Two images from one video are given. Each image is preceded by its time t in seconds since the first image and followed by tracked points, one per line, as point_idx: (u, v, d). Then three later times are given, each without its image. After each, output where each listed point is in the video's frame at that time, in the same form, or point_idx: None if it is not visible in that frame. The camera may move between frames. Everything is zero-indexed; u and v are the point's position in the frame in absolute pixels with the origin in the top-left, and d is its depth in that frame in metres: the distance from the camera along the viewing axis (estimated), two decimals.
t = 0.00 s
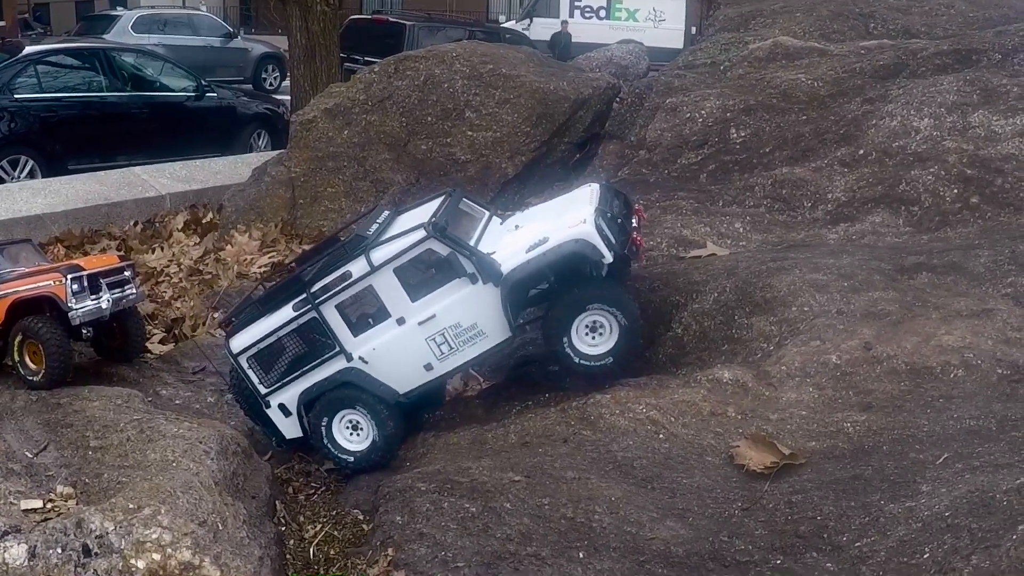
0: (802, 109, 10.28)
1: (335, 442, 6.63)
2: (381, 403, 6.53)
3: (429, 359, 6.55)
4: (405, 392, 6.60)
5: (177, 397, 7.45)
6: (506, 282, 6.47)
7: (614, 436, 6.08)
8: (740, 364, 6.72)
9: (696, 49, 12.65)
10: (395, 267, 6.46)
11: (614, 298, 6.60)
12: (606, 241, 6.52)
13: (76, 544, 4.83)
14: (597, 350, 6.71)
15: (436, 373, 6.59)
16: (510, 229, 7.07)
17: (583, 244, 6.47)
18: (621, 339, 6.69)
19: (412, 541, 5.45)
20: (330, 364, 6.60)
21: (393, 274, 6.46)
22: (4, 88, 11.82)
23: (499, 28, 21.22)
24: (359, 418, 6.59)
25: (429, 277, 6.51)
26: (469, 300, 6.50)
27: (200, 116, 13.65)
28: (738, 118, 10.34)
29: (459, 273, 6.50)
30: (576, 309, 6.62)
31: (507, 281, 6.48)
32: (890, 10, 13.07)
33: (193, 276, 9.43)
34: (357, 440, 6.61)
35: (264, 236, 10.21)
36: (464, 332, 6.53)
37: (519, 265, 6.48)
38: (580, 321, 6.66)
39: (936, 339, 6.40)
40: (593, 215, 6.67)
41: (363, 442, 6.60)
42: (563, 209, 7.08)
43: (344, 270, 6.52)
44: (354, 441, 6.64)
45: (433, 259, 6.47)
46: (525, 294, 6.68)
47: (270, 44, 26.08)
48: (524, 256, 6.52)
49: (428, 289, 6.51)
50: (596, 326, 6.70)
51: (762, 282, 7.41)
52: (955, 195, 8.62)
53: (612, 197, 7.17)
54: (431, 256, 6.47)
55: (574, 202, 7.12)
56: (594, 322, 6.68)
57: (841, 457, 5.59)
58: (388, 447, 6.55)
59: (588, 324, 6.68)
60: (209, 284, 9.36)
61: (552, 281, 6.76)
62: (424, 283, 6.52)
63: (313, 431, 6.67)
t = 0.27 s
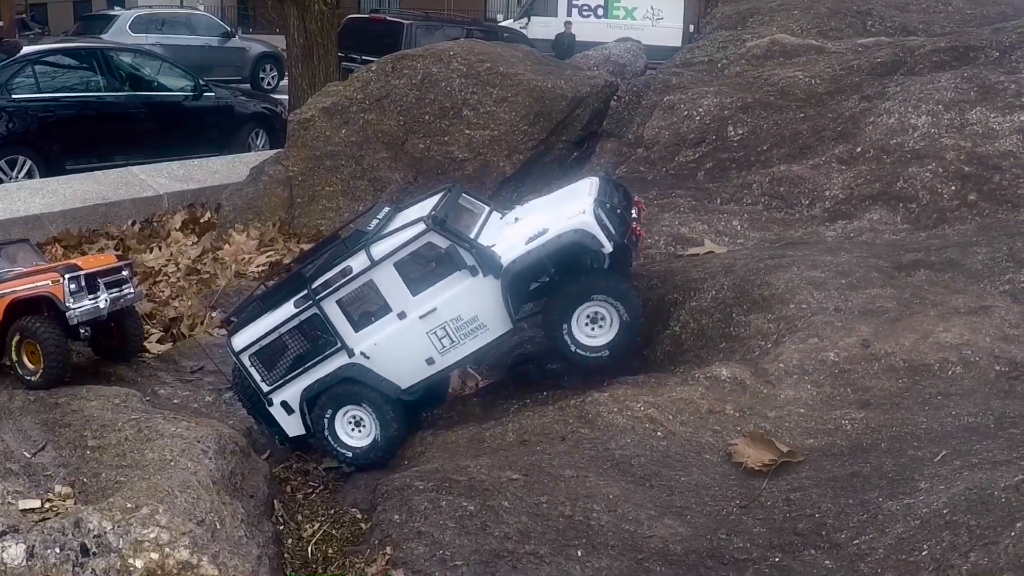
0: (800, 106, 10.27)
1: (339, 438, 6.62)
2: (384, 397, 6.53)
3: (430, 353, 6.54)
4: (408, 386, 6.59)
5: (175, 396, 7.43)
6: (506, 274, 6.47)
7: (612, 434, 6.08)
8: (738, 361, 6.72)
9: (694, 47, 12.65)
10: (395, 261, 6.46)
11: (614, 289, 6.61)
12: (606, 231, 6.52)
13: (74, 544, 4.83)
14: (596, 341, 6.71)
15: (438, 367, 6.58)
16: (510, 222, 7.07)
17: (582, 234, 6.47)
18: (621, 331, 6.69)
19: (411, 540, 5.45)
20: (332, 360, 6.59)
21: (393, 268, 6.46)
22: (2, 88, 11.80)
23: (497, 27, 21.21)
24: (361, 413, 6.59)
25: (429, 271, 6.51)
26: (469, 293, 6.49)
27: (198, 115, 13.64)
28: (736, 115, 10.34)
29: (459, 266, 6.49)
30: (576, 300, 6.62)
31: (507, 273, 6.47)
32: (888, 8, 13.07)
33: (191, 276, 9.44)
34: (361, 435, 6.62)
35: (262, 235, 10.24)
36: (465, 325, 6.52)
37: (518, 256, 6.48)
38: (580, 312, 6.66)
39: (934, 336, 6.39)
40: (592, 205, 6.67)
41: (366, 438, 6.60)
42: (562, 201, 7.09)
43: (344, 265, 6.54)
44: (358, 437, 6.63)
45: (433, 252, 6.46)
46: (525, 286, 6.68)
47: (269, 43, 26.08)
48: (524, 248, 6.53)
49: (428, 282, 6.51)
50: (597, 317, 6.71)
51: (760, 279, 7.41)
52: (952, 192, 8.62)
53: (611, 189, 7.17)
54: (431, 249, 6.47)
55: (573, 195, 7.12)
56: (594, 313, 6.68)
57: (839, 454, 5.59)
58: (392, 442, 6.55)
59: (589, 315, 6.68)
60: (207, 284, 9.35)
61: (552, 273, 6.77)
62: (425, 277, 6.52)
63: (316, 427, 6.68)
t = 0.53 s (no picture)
0: (797, 103, 10.27)
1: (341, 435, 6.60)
2: (386, 392, 6.52)
3: (432, 347, 6.54)
4: (410, 381, 6.58)
5: (173, 395, 7.41)
6: (506, 266, 6.49)
7: (610, 433, 6.07)
8: (736, 359, 6.71)
9: (691, 45, 12.65)
10: (395, 256, 6.49)
11: (614, 279, 6.63)
12: (606, 222, 6.56)
13: (72, 544, 4.83)
14: (597, 331, 6.75)
15: (439, 361, 6.57)
16: (510, 216, 7.10)
17: (582, 224, 6.50)
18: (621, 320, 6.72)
19: (409, 539, 5.45)
20: (333, 357, 6.58)
21: (393, 263, 6.48)
22: None
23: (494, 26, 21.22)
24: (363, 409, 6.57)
25: (429, 265, 6.53)
26: (470, 286, 6.51)
27: (196, 115, 13.63)
28: (732, 113, 10.33)
29: (459, 259, 6.51)
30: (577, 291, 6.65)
31: (507, 265, 6.50)
32: (884, 5, 13.07)
33: (189, 275, 9.43)
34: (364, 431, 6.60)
35: (259, 235, 10.31)
36: (466, 319, 6.53)
37: (519, 247, 6.52)
38: (580, 302, 6.70)
39: (932, 333, 6.38)
40: (591, 196, 6.71)
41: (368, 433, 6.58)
42: (561, 194, 7.12)
43: (345, 261, 6.56)
44: (361, 433, 6.61)
45: (434, 246, 6.50)
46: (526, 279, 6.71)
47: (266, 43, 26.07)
48: (523, 239, 6.56)
49: (429, 276, 6.53)
50: (597, 307, 6.74)
51: (756, 277, 7.42)
52: (949, 189, 8.62)
53: (611, 181, 7.20)
54: (431, 242, 6.50)
55: (572, 187, 7.16)
56: (594, 303, 6.72)
57: (837, 451, 5.59)
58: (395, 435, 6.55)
59: (589, 305, 6.71)
60: (205, 283, 9.34)
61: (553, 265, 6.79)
62: (425, 271, 6.54)
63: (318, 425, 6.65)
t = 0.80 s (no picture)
0: (793, 100, 10.26)
1: (344, 430, 6.62)
2: (387, 386, 6.56)
3: (433, 340, 6.60)
4: (412, 374, 6.64)
5: (170, 394, 7.41)
6: (506, 258, 6.59)
7: (607, 429, 6.07)
8: (733, 356, 6.72)
9: (687, 41, 12.64)
10: (395, 249, 6.57)
11: (614, 268, 6.73)
12: (605, 211, 6.69)
13: (69, 544, 4.83)
14: (598, 320, 6.86)
15: (441, 354, 6.63)
16: (508, 208, 7.20)
17: (582, 214, 6.64)
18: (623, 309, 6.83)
19: (406, 536, 5.45)
20: (335, 352, 6.63)
21: (393, 256, 6.56)
22: None
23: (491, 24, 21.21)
24: (365, 404, 6.60)
25: (430, 258, 6.62)
26: (470, 278, 6.59)
27: (192, 115, 13.61)
28: (729, 110, 10.32)
29: (459, 251, 6.60)
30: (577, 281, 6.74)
31: (508, 256, 6.60)
32: (880, 1, 13.06)
33: (186, 275, 9.42)
34: (366, 425, 6.61)
35: (256, 234, 10.29)
36: (467, 311, 6.61)
37: (519, 238, 6.62)
38: (582, 291, 6.81)
39: (928, 328, 6.38)
40: (589, 186, 6.84)
41: (371, 428, 6.60)
42: (559, 186, 7.23)
43: (346, 256, 6.62)
44: (363, 428, 6.63)
45: (433, 238, 6.59)
46: (526, 269, 6.81)
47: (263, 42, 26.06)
48: (523, 230, 6.67)
49: (429, 269, 6.60)
50: (597, 296, 6.86)
51: (753, 273, 7.42)
52: (946, 185, 8.62)
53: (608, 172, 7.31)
54: (431, 235, 6.60)
55: (569, 179, 7.27)
56: (595, 292, 6.84)
57: (834, 447, 5.58)
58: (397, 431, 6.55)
59: (589, 295, 6.83)
60: (202, 283, 9.33)
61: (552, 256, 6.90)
62: (425, 265, 6.62)
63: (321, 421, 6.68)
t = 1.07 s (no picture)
0: (789, 96, 10.25)
1: (347, 426, 6.63)
2: (391, 381, 6.57)
3: (435, 333, 6.62)
4: (414, 368, 6.65)
5: (166, 392, 7.39)
6: (507, 250, 6.60)
7: (604, 427, 6.06)
8: (729, 352, 6.72)
9: (683, 38, 12.64)
10: (397, 243, 6.56)
11: (615, 259, 6.74)
12: (606, 202, 6.72)
13: (67, 544, 4.82)
14: (600, 312, 6.87)
15: (443, 347, 6.65)
16: (509, 200, 7.21)
17: (583, 205, 6.66)
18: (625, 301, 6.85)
19: (403, 535, 5.45)
20: (337, 347, 6.63)
21: (395, 250, 6.55)
22: None
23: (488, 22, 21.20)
24: (368, 399, 6.60)
25: (431, 251, 6.61)
26: (472, 271, 6.60)
27: (189, 114, 13.61)
28: (724, 106, 10.32)
29: (460, 244, 6.61)
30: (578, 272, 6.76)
31: (510, 248, 6.61)
32: None
33: (182, 274, 9.42)
34: (370, 421, 6.61)
35: (253, 233, 10.29)
36: (469, 304, 6.62)
37: (520, 229, 6.64)
38: (583, 282, 6.82)
39: (925, 324, 6.38)
40: (590, 178, 6.86)
41: (375, 423, 6.60)
42: (559, 178, 7.25)
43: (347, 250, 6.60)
44: (366, 424, 6.63)
45: (434, 231, 6.59)
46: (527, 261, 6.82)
47: (259, 41, 26.05)
48: (524, 222, 6.68)
49: (430, 263, 6.60)
50: (599, 287, 6.87)
51: (749, 270, 7.43)
52: (942, 180, 8.62)
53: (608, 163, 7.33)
54: (432, 228, 6.59)
55: (569, 171, 7.28)
56: (597, 283, 6.84)
57: (831, 443, 5.58)
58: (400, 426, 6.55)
59: (591, 286, 6.84)
60: (198, 283, 9.33)
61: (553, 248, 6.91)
62: (427, 258, 6.61)
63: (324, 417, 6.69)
